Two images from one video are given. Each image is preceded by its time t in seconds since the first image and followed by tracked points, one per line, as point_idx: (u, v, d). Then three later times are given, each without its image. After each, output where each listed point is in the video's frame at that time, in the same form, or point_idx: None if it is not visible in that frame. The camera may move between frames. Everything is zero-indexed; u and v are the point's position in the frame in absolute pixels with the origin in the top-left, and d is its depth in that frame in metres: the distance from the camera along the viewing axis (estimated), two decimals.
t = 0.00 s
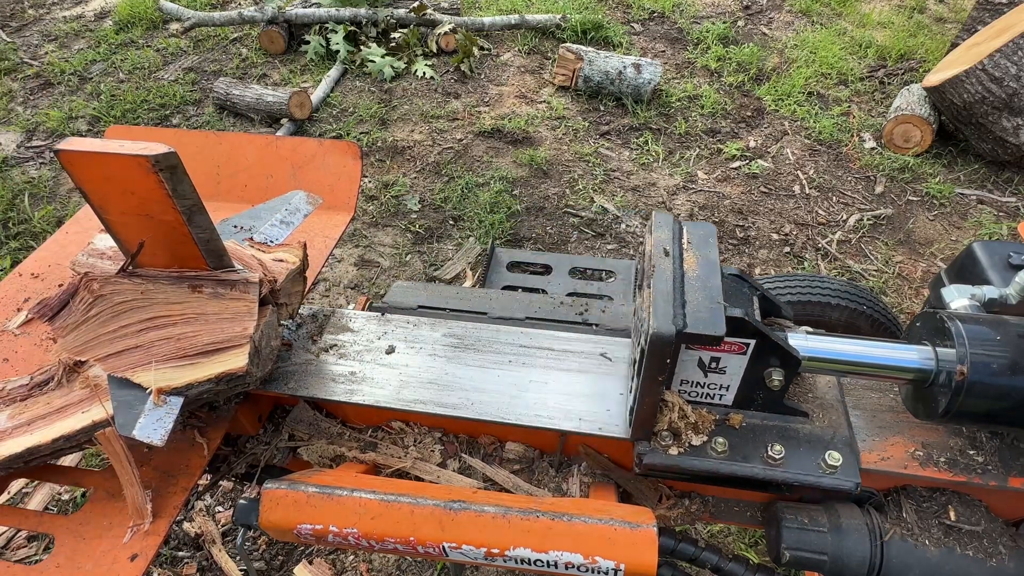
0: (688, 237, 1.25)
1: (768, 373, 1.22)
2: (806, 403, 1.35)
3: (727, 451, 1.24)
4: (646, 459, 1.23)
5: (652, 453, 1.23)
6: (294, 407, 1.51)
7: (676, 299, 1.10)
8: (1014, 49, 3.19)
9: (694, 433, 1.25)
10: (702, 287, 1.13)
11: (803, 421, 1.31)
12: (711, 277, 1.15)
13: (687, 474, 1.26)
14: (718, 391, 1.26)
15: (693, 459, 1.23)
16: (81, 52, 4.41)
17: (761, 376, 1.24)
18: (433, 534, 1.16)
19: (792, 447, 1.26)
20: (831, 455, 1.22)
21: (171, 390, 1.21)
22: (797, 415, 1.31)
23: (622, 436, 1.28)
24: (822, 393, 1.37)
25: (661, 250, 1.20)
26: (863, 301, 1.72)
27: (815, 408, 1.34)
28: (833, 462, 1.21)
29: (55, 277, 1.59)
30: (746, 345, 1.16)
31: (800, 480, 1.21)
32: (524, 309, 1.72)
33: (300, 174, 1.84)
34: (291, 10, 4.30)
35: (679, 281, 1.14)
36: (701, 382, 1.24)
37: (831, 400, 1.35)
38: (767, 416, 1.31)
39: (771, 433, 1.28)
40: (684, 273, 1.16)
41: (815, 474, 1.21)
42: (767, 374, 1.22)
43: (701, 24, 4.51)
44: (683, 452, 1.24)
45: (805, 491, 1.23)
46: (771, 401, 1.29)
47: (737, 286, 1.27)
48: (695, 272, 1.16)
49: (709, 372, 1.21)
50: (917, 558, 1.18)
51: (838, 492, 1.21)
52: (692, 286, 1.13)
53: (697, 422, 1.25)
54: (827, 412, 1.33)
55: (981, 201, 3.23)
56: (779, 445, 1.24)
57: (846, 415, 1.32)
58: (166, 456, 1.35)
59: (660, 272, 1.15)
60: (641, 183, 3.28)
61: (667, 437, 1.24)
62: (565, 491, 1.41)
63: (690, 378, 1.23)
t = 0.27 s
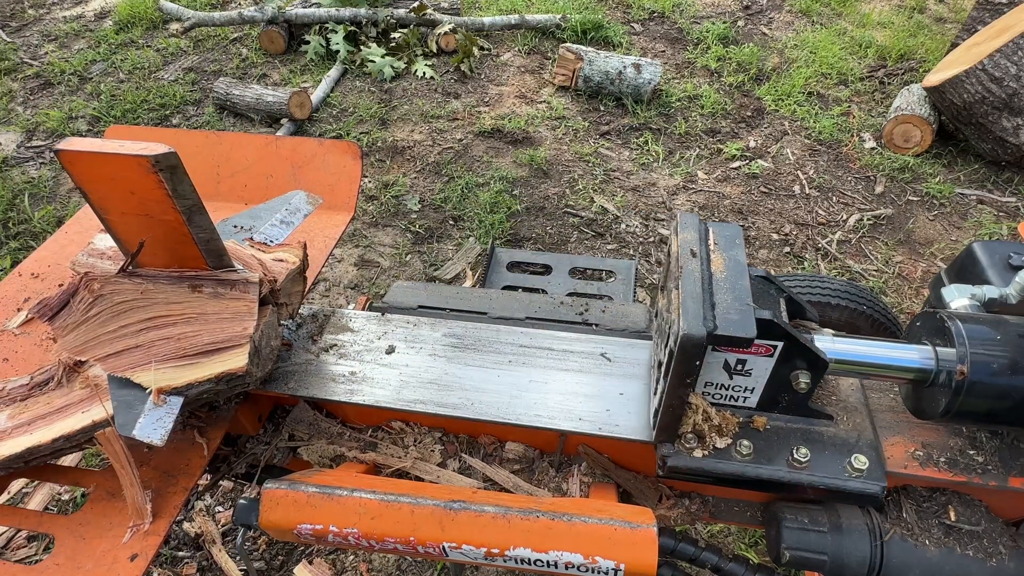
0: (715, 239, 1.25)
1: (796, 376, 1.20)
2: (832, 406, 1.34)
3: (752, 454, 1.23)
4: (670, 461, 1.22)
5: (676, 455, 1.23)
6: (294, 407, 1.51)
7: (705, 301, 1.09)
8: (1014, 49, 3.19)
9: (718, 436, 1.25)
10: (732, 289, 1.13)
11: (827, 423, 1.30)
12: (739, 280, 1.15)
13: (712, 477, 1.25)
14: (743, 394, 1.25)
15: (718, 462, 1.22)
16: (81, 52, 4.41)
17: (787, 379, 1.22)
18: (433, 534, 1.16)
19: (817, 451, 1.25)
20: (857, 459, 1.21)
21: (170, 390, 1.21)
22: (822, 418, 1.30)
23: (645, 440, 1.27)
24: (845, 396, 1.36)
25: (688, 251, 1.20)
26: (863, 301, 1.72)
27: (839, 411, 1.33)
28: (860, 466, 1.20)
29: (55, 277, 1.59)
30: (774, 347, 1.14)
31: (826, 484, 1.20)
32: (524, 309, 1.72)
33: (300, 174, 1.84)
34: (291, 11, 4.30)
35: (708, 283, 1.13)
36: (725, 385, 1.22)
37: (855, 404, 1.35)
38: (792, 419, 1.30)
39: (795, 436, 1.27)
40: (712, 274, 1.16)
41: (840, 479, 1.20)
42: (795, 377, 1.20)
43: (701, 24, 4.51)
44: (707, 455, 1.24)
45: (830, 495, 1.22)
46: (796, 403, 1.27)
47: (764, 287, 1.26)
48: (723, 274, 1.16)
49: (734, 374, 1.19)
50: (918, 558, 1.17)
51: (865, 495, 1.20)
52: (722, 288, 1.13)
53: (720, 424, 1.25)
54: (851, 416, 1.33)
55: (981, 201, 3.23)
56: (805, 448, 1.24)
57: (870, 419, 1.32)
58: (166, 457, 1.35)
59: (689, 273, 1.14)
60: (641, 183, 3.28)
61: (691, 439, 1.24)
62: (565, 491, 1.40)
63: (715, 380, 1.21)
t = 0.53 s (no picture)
0: (741, 241, 1.24)
1: (824, 379, 1.19)
2: (856, 409, 1.31)
3: (777, 458, 1.21)
4: (694, 464, 1.20)
5: (701, 458, 1.21)
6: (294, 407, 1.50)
7: (734, 304, 1.09)
8: (1014, 49, 3.19)
9: (742, 439, 1.23)
10: (760, 291, 1.12)
11: (852, 426, 1.28)
12: (768, 282, 1.14)
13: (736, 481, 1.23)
14: (768, 396, 1.24)
15: (744, 466, 1.21)
16: (81, 52, 4.41)
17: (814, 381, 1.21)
18: (433, 533, 1.16)
19: (843, 454, 1.23)
20: (885, 462, 1.19)
21: (171, 390, 1.21)
22: (847, 420, 1.28)
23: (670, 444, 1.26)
24: (869, 400, 1.34)
25: (714, 254, 1.19)
26: (863, 301, 1.71)
27: (864, 414, 1.30)
28: (888, 469, 1.18)
29: (55, 277, 1.59)
30: (801, 350, 1.14)
31: (854, 488, 1.18)
32: (524, 309, 1.72)
33: (300, 174, 1.84)
34: (291, 11, 4.30)
35: (736, 285, 1.13)
36: (751, 388, 1.22)
37: (879, 406, 1.32)
38: (816, 422, 1.29)
39: (820, 439, 1.26)
40: (740, 277, 1.15)
41: (867, 482, 1.18)
42: (822, 381, 1.19)
43: (701, 24, 4.51)
44: (732, 458, 1.22)
45: (857, 499, 1.20)
46: (821, 406, 1.26)
47: (791, 290, 1.31)
48: (751, 277, 1.15)
49: (760, 377, 1.19)
50: (917, 558, 1.17)
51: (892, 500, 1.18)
52: (751, 291, 1.12)
53: (745, 427, 1.23)
54: (877, 418, 1.30)
55: (981, 201, 3.23)
56: (831, 452, 1.22)
57: (896, 421, 1.29)
58: (166, 457, 1.35)
59: (717, 276, 1.14)
60: (641, 183, 3.28)
61: (716, 442, 1.22)
62: (565, 491, 1.40)
63: (740, 383, 1.21)
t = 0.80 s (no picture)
0: (768, 242, 1.23)
1: (851, 383, 1.18)
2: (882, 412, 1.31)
3: (803, 461, 1.21)
4: (719, 468, 1.20)
5: (726, 462, 1.20)
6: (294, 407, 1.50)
7: (763, 308, 1.08)
8: (1014, 49, 3.19)
9: (767, 442, 1.23)
10: (789, 295, 1.11)
11: (878, 430, 1.27)
12: (796, 285, 1.13)
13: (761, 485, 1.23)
14: (793, 399, 1.22)
15: (769, 470, 1.21)
16: (81, 52, 4.41)
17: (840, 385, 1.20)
18: (433, 534, 1.16)
19: (870, 458, 1.22)
20: (913, 466, 1.18)
21: (171, 390, 1.21)
22: (873, 423, 1.27)
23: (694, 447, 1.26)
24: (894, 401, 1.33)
25: (741, 256, 1.18)
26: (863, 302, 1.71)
27: (890, 418, 1.30)
28: (916, 473, 1.17)
29: (55, 277, 1.59)
30: (830, 353, 1.13)
31: (881, 492, 1.18)
32: (524, 309, 1.72)
33: (300, 174, 1.84)
34: (291, 11, 4.30)
35: (765, 289, 1.12)
36: (776, 391, 1.20)
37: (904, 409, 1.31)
38: (841, 424, 1.28)
39: (846, 442, 1.25)
40: (768, 279, 1.14)
41: (894, 486, 1.18)
42: (849, 384, 1.18)
43: (701, 24, 4.51)
44: (757, 462, 1.22)
45: (882, 503, 1.20)
46: (847, 410, 1.25)
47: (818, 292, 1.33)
48: (778, 279, 1.14)
49: (785, 380, 1.17)
50: (917, 558, 1.17)
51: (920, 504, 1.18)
52: (781, 294, 1.11)
53: (770, 430, 1.23)
54: (903, 422, 1.29)
55: (981, 201, 3.23)
56: (858, 455, 1.21)
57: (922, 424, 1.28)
58: (166, 457, 1.35)
59: (745, 279, 1.13)
60: (641, 183, 3.28)
61: (742, 446, 1.21)
62: (565, 491, 1.40)
63: (767, 387, 1.19)
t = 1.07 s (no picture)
0: (795, 245, 1.23)
1: (879, 385, 1.18)
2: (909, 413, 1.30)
3: (829, 464, 1.21)
4: (745, 471, 1.19)
5: (752, 465, 1.20)
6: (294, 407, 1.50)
7: (793, 311, 1.07)
8: (1014, 49, 3.19)
9: (793, 445, 1.22)
10: (819, 297, 1.11)
11: (904, 433, 1.26)
12: (825, 287, 1.13)
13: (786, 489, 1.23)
14: (820, 401, 1.22)
15: (795, 473, 1.20)
16: (81, 52, 4.41)
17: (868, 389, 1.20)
18: (433, 533, 1.16)
19: (896, 461, 1.22)
20: (940, 470, 1.18)
21: (171, 390, 1.21)
22: (899, 427, 1.27)
23: (717, 450, 1.25)
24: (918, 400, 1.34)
25: (768, 259, 1.18)
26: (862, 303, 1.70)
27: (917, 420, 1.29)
28: (943, 477, 1.17)
29: (55, 277, 1.59)
30: (858, 356, 1.13)
31: (908, 495, 1.17)
32: (524, 309, 1.72)
33: (300, 174, 1.84)
34: (291, 11, 4.30)
35: (793, 291, 1.12)
36: (805, 393, 1.20)
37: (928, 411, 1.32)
38: (866, 427, 1.27)
39: (872, 446, 1.25)
40: (796, 282, 1.14)
41: (922, 491, 1.17)
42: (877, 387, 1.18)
43: (701, 24, 4.51)
44: (783, 465, 1.21)
45: (910, 507, 1.19)
46: (873, 413, 1.25)
47: (846, 296, 1.26)
48: (806, 282, 1.14)
49: (812, 383, 1.17)
50: (917, 557, 1.17)
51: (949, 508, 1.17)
52: (809, 296, 1.11)
53: (795, 433, 1.23)
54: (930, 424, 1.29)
55: (981, 201, 3.23)
56: (885, 459, 1.21)
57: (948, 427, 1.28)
58: (166, 456, 1.35)
59: (773, 281, 1.12)
60: (641, 183, 3.28)
61: (767, 449, 1.21)
62: (565, 491, 1.40)
63: (795, 390, 1.19)
